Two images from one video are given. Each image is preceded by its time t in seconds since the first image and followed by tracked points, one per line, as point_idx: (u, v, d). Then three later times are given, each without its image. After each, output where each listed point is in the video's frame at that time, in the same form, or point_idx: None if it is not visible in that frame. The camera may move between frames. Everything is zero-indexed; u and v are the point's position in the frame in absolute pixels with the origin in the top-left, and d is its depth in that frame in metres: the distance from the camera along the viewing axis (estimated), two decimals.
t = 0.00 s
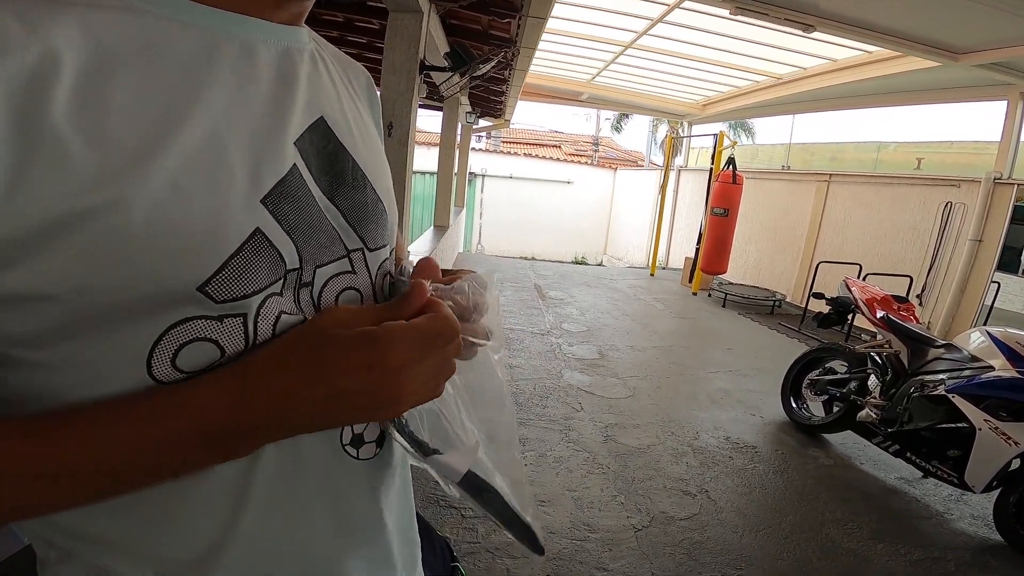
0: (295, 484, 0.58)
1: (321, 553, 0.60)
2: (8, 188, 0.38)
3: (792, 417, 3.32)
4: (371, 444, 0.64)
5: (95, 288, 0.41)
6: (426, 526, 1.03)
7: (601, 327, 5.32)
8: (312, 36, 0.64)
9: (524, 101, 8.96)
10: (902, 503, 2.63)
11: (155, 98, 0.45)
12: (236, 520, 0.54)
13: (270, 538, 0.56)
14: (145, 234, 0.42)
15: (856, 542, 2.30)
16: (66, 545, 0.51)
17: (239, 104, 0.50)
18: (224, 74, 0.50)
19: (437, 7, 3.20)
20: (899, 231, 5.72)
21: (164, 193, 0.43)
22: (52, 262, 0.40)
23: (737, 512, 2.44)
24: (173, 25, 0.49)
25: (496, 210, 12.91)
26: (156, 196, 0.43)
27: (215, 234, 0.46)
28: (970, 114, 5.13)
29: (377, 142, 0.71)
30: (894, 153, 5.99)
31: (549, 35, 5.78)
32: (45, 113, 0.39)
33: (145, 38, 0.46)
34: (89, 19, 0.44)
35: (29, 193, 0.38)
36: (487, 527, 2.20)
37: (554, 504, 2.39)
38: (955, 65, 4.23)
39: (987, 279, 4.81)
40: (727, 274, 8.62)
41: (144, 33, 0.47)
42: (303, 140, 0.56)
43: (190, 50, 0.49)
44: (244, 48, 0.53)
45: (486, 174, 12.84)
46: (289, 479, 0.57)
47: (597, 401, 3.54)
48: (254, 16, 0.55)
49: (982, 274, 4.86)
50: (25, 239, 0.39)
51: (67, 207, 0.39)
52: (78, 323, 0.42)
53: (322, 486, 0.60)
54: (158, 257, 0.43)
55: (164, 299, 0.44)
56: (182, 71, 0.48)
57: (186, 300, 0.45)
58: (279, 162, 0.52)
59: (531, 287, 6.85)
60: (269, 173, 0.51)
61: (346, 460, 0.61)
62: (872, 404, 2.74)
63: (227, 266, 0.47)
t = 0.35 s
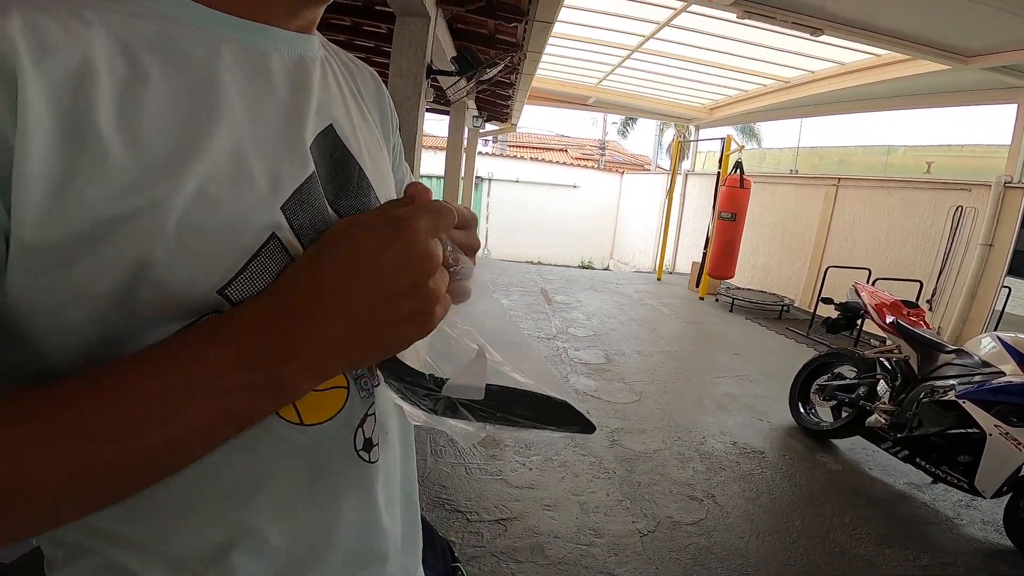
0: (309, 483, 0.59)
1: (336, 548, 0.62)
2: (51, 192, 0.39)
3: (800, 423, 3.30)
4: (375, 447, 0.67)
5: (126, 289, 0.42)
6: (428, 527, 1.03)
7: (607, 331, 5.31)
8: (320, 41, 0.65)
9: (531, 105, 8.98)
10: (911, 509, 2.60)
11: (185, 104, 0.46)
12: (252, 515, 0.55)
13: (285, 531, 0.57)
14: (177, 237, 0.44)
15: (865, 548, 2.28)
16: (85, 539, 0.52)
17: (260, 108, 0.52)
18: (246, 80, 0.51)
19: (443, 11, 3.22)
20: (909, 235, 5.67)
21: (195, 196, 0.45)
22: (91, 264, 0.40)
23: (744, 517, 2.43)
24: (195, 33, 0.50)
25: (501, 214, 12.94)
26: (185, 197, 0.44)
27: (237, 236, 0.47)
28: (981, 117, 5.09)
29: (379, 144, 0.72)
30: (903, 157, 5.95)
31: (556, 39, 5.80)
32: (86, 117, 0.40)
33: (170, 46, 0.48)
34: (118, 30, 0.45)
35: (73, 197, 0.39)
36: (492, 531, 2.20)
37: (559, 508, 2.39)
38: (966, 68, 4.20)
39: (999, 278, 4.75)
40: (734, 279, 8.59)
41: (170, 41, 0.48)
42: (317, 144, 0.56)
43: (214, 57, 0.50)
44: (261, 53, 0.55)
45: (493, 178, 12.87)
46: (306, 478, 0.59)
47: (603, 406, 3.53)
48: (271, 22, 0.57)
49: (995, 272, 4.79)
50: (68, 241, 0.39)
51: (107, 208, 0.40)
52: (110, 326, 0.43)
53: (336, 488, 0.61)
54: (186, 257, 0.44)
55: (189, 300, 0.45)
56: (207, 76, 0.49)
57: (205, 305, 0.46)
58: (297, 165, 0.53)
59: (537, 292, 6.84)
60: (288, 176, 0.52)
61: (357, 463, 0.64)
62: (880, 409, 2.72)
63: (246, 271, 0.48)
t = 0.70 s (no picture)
0: (308, 486, 0.60)
1: (334, 546, 0.62)
2: (76, 193, 0.41)
3: (801, 423, 3.30)
4: (365, 444, 0.66)
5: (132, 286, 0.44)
6: (425, 529, 1.02)
7: (608, 334, 5.31)
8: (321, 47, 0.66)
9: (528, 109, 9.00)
10: (914, 509, 2.59)
11: (200, 111, 0.49)
12: (251, 512, 0.56)
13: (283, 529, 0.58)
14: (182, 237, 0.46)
15: (868, 548, 2.27)
16: (83, 541, 0.51)
17: (264, 120, 0.54)
18: (253, 91, 0.54)
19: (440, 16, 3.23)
20: (908, 235, 5.68)
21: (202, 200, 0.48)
22: (100, 258, 0.43)
23: (747, 519, 2.42)
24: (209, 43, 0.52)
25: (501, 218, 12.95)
26: (192, 202, 0.47)
27: (237, 240, 0.50)
28: (977, 117, 5.10)
29: (376, 147, 0.73)
30: (901, 157, 5.97)
31: (553, 42, 5.82)
32: (113, 120, 0.43)
33: (187, 53, 0.50)
34: (138, 35, 0.47)
35: (96, 197, 0.42)
36: (494, 534, 2.19)
37: (561, 511, 2.38)
38: (961, 68, 4.21)
39: (999, 276, 4.75)
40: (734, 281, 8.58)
41: (186, 48, 0.50)
42: (313, 157, 0.59)
43: (226, 66, 0.52)
44: (269, 63, 0.57)
45: (492, 182, 12.90)
46: (307, 480, 0.60)
47: (604, 409, 3.52)
48: (280, 36, 0.58)
49: (995, 270, 4.79)
50: (84, 238, 0.42)
51: (124, 206, 0.43)
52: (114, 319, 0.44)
53: (331, 491, 0.61)
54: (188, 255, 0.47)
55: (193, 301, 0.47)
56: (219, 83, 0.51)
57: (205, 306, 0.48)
58: (292, 175, 0.56)
59: (537, 295, 6.83)
60: (285, 184, 0.55)
61: (347, 460, 0.63)
62: (882, 410, 2.71)
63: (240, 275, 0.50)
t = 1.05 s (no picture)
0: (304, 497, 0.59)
1: (334, 554, 0.62)
2: (74, 200, 0.42)
3: (803, 419, 3.30)
4: (358, 448, 0.66)
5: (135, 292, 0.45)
6: (429, 527, 1.03)
7: (607, 333, 5.31)
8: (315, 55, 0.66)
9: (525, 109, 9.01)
10: (917, 504, 2.60)
11: (199, 116, 0.49)
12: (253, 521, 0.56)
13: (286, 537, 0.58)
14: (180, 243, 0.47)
15: (872, 544, 2.27)
16: (95, 544, 0.52)
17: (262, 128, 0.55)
18: (251, 98, 0.54)
19: (434, 19, 3.23)
20: (906, 230, 5.69)
21: (202, 206, 0.48)
22: (96, 263, 0.43)
23: (750, 516, 2.42)
24: (209, 52, 0.53)
25: (499, 219, 12.96)
26: (189, 208, 0.48)
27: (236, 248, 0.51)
28: (972, 111, 5.11)
29: (373, 155, 0.73)
30: (897, 152, 5.99)
31: (548, 43, 5.83)
32: (110, 126, 0.44)
33: (185, 60, 0.51)
34: (138, 43, 0.48)
35: (93, 203, 0.43)
36: (497, 535, 2.19)
37: (563, 511, 2.38)
38: (955, 63, 4.22)
39: (998, 270, 4.75)
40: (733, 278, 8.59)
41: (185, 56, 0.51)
42: (310, 164, 0.59)
43: (225, 74, 0.53)
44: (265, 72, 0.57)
45: (490, 183, 12.91)
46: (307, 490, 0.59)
47: (605, 408, 3.52)
48: (273, 46, 0.59)
49: (993, 265, 4.80)
50: (85, 245, 0.43)
51: (119, 211, 0.44)
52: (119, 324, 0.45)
53: (325, 500, 0.61)
54: (181, 261, 0.48)
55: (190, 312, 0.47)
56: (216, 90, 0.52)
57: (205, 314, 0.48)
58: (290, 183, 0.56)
59: (536, 296, 6.83)
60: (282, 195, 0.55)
61: (335, 467, 0.62)
62: (883, 406, 2.72)
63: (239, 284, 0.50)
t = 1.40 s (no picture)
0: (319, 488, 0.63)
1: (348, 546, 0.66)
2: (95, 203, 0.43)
3: (801, 419, 3.30)
4: (359, 441, 0.69)
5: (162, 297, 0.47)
6: (431, 528, 1.02)
7: (606, 335, 5.31)
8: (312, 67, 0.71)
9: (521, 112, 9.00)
10: (917, 503, 2.60)
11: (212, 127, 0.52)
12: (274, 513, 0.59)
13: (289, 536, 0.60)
14: (205, 245, 0.49)
15: (872, 544, 2.27)
16: (104, 548, 0.53)
17: (270, 140, 0.58)
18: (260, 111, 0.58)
19: (429, 21, 3.23)
20: (902, 230, 5.70)
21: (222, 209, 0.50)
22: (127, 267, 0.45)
23: (749, 516, 2.42)
24: (219, 69, 0.56)
25: (497, 221, 12.95)
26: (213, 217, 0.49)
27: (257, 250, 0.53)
28: (967, 111, 5.13)
29: (367, 159, 0.77)
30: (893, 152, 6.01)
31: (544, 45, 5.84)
32: (125, 136, 0.45)
33: (198, 75, 0.53)
34: (156, 59, 0.50)
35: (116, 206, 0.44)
36: (497, 537, 2.18)
37: (563, 513, 2.37)
38: (949, 63, 4.23)
39: (994, 270, 4.77)
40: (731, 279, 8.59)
41: (196, 74, 0.53)
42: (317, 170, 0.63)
43: (235, 91, 0.56)
44: (271, 84, 0.61)
45: (487, 186, 12.89)
46: (316, 487, 0.63)
47: (604, 409, 3.52)
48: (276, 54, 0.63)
49: (989, 264, 4.81)
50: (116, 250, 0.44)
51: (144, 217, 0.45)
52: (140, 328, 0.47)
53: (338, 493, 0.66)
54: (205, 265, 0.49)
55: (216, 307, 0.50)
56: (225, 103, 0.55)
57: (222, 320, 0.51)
58: (300, 187, 0.59)
59: (534, 298, 6.82)
60: (294, 195, 0.58)
61: (346, 457, 0.65)
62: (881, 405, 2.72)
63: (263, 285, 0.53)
